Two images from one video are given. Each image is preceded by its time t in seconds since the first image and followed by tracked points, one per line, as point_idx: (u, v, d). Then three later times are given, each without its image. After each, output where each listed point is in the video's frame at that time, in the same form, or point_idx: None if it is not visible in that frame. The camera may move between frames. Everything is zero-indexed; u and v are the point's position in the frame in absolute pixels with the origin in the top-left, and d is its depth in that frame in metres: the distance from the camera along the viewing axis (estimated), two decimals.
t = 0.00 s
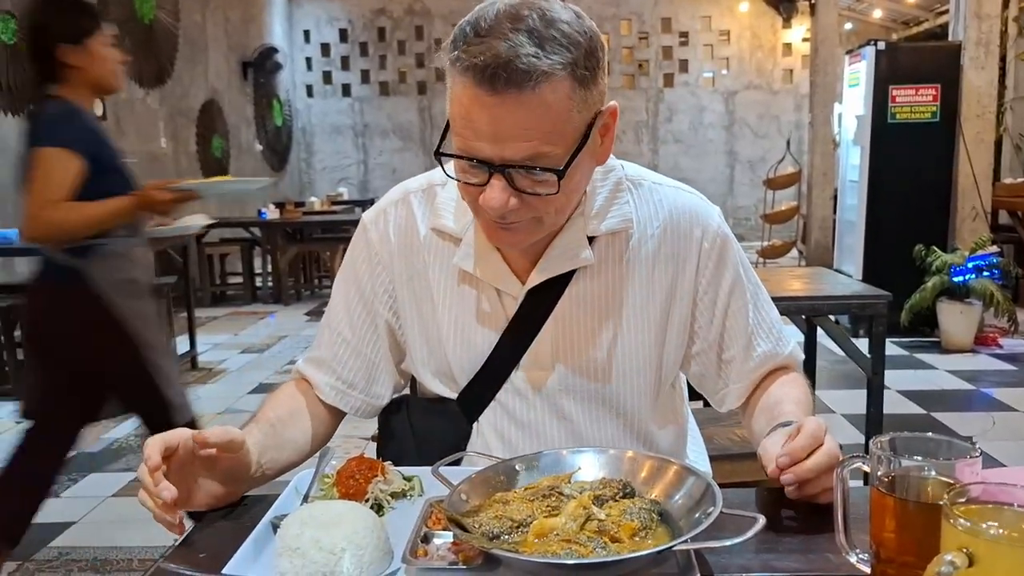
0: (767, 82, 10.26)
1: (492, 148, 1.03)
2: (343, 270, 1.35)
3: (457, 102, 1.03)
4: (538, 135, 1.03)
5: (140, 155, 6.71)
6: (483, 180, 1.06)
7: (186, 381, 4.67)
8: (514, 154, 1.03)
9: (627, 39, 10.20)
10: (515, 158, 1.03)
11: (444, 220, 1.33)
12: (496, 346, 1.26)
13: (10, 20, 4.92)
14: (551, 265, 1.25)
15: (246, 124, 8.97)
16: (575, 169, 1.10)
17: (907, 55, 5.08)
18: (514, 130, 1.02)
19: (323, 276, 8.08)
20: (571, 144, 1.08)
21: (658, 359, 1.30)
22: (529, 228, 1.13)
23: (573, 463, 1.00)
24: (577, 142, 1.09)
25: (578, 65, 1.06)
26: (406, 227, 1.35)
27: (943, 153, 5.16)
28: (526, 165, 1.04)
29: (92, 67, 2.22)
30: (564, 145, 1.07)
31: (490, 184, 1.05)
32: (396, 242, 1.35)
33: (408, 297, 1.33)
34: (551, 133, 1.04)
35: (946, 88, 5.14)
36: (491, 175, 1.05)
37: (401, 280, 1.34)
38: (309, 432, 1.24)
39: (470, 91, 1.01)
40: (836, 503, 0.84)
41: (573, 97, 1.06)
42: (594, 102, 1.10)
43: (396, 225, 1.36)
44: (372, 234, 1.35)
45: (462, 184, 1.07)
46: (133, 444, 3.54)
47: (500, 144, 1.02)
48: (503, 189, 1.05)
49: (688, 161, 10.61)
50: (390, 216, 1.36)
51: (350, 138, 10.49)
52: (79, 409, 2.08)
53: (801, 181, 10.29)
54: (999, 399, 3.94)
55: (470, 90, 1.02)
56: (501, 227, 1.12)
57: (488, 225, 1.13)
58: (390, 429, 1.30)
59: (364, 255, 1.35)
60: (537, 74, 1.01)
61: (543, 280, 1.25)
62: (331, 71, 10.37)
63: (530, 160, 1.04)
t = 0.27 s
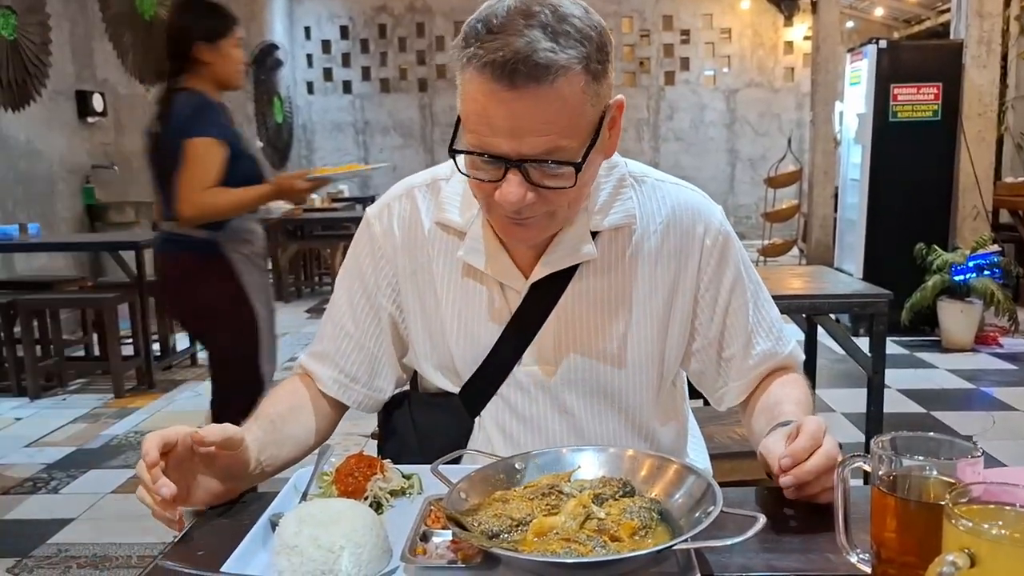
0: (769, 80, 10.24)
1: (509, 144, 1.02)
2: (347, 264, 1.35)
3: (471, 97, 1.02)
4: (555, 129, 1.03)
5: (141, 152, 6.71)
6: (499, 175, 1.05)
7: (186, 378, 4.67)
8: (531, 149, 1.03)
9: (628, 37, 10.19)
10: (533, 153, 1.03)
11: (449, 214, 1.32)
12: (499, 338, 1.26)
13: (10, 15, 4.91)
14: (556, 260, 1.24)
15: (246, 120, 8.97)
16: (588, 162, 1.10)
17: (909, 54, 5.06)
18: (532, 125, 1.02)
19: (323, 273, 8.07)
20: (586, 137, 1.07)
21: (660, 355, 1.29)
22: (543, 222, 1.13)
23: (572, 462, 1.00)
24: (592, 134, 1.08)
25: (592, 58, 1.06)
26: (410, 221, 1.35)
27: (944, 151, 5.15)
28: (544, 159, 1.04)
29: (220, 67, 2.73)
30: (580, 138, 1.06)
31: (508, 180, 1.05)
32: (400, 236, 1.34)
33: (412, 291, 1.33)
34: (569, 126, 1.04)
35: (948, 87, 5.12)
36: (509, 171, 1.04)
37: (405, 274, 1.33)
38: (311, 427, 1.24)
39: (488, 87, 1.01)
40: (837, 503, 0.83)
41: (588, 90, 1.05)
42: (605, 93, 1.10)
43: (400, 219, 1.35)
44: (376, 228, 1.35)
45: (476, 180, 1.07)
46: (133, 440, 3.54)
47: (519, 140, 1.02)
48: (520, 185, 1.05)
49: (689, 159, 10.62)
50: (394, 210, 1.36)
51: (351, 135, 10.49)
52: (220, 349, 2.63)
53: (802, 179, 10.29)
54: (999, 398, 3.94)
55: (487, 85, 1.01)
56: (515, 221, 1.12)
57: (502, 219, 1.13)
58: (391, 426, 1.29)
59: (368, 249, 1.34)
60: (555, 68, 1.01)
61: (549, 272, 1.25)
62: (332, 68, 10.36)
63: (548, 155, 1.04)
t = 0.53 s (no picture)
0: (769, 78, 10.23)
1: (524, 131, 1.02)
2: (349, 259, 1.35)
3: (486, 85, 1.03)
4: (570, 116, 1.02)
5: (141, 149, 6.70)
6: (513, 165, 1.05)
7: (185, 375, 4.67)
8: (546, 136, 1.02)
9: (629, 35, 10.17)
10: (547, 140, 1.02)
11: (451, 210, 1.32)
12: (501, 333, 1.25)
13: (10, 11, 4.89)
14: (558, 256, 1.24)
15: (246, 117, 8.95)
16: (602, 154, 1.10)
17: (911, 52, 5.05)
18: (547, 113, 1.01)
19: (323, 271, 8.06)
20: (601, 126, 1.06)
21: (662, 353, 1.29)
22: (557, 215, 1.12)
23: (572, 461, 1.00)
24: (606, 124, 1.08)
25: (604, 48, 1.06)
26: (412, 217, 1.34)
27: (945, 150, 5.14)
28: (557, 146, 1.03)
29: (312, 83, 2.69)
30: (595, 126, 1.06)
31: (521, 168, 1.04)
32: (402, 231, 1.34)
33: (413, 287, 1.33)
34: (584, 113, 1.03)
35: (949, 85, 5.11)
36: (523, 158, 1.04)
37: (406, 270, 1.33)
38: (312, 423, 1.24)
39: (501, 73, 1.01)
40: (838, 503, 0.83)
41: (602, 78, 1.05)
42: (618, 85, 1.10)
43: (402, 214, 1.35)
44: (378, 224, 1.34)
45: (491, 170, 1.07)
46: (132, 437, 3.54)
47: (532, 126, 1.01)
48: (535, 174, 1.04)
49: (689, 157, 10.62)
50: (396, 206, 1.35)
51: (351, 132, 10.49)
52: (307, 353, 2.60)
53: (802, 178, 10.28)
54: (999, 397, 3.94)
55: (501, 72, 1.01)
56: (528, 215, 1.11)
57: (514, 213, 1.12)
58: (389, 424, 1.29)
59: (369, 244, 1.34)
60: (572, 55, 1.01)
61: (556, 268, 1.25)
62: (332, 65, 10.36)
63: (561, 142, 1.03)
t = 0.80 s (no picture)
0: (770, 76, 10.23)
1: (524, 126, 1.01)
2: (350, 255, 1.34)
3: (485, 81, 1.02)
4: (569, 111, 1.02)
5: (141, 146, 6.69)
6: (512, 161, 1.04)
7: (185, 372, 4.67)
8: (546, 131, 1.02)
9: (629, 32, 10.16)
10: (546, 136, 1.02)
11: (452, 206, 1.31)
12: (503, 329, 1.25)
13: (10, 8, 4.89)
14: (561, 253, 1.24)
15: (246, 114, 8.94)
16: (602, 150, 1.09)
17: (913, 50, 5.03)
18: (547, 108, 1.01)
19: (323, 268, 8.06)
20: (601, 122, 1.06)
21: (664, 351, 1.29)
22: (556, 212, 1.11)
23: (573, 459, 0.99)
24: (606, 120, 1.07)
25: (605, 43, 1.05)
26: (413, 213, 1.34)
27: (947, 148, 5.13)
28: (556, 142, 1.03)
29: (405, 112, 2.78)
30: (594, 121, 1.05)
31: (520, 164, 1.04)
32: (403, 227, 1.33)
33: (414, 282, 1.32)
34: (583, 108, 1.03)
35: (950, 83, 5.09)
36: (521, 154, 1.03)
37: (407, 266, 1.33)
38: (312, 420, 1.23)
39: (501, 68, 1.00)
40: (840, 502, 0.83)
41: (603, 73, 1.05)
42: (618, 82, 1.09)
43: (403, 211, 1.34)
44: (380, 220, 1.34)
45: (490, 167, 1.06)
46: (132, 434, 3.53)
47: (531, 121, 1.01)
48: (534, 169, 1.04)
49: (689, 155, 10.62)
50: (398, 202, 1.35)
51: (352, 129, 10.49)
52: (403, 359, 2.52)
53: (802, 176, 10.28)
54: (999, 396, 3.93)
55: (501, 67, 1.01)
56: (528, 212, 1.10)
57: (513, 210, 1.11)
58: (390, 422, 1.29)
59: (371, 240, 1.33)
60: (572, 50, 1.01)
61: (558, 265, 1.25)
62: (333, 62, 10.35)
63: (561, 137, 1.03)
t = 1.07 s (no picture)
0: (770, 75, 10.22)
1: (521, 121, 1.01)
2: (347, 253, 1.34)
3: (482, 77, 1.02)
4: (567, 105, 1.02)
5: (141, 144, 6.68)
6: (510, 156, 1.04)
7: (185, 370, 4.67)
8: (544, 125, 1.02)
9: (630, 31, 10.15)
10: (542, 130, 1.02)
11: (450, 204, 1.31)
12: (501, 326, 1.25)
13: (11, 6, 4.88)
14: (558, 251, 1.24)
15: (247, 113, 8.94)
16: (601, 144, 1.09)
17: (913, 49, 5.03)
18: (544, 102, 1.01)
19: (323, 267, 8.05)
20: (599, 116, 1.06)
21: (663, 349, 1.29)
22: (555, 208, 1.11)
23: (572, 457, 0.99)
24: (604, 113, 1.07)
25: (601, 37, 1.05)
26: (411, 210, 1.34)
27: (947, 148, 5.13)
28: (553, 136, 1.03)
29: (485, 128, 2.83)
30: (592, 116, 1.05)
31: (518, 159, 1.04)
32: (401, 225, 1.33)
33: (413, 280, 1.32)
34: (580, 103, 1.03)
35: (951, 83, 5.09)
36: (519, 149, 1.03)
37: (405, 265, 1.33)
38: (310, 418, 1.23)
39: (497, 62, 1.00)
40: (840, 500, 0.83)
41: (600, 67, 1.05)
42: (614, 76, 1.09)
43: (401, 209, 1.34)
44: (377, 218, 1.34)
45: (488, 163, 1.06)
46: (132, 432, 3.53)
47: (527, 115, 1.01)
48: (531, 165, 1.04)
49: (689, 154, 10.61)
50: (395, 200, 1.35)
51: (352, 128, 10.49)
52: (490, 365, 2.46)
53: (802, 175, 10.28)
54: (999, 395, 3.93)
55: (497, 62, 1.01)
56: (527, 208, 1.10)
57: (512, 207, 1.11)
58: (389, 420, 1.30)
59: (369, 238, 1.33)
60: (569, 43, 1.01)
61: (555, 263, 1.25)
62: (333, 61, 10.35)
63: (558, 131, 1.03)
